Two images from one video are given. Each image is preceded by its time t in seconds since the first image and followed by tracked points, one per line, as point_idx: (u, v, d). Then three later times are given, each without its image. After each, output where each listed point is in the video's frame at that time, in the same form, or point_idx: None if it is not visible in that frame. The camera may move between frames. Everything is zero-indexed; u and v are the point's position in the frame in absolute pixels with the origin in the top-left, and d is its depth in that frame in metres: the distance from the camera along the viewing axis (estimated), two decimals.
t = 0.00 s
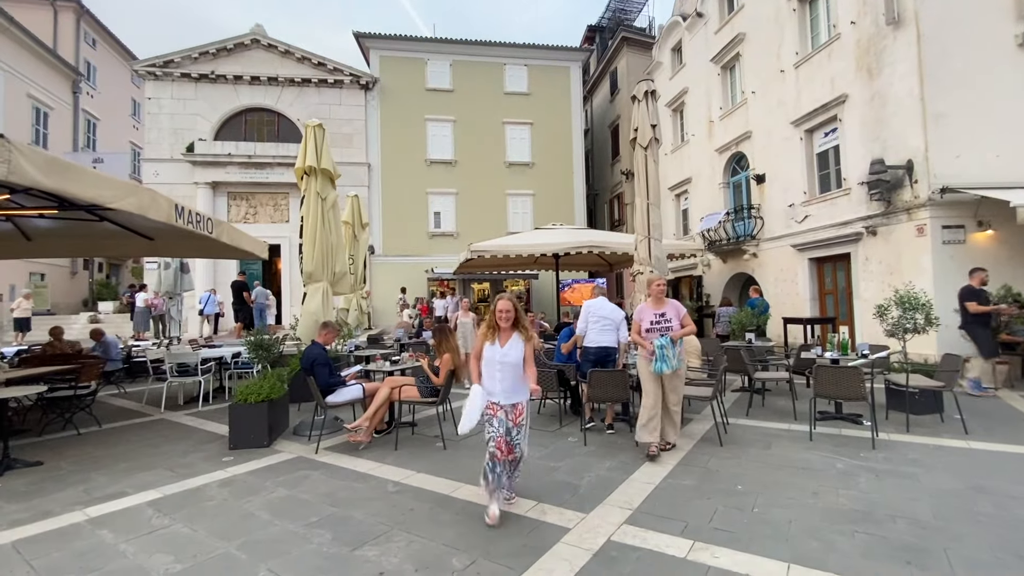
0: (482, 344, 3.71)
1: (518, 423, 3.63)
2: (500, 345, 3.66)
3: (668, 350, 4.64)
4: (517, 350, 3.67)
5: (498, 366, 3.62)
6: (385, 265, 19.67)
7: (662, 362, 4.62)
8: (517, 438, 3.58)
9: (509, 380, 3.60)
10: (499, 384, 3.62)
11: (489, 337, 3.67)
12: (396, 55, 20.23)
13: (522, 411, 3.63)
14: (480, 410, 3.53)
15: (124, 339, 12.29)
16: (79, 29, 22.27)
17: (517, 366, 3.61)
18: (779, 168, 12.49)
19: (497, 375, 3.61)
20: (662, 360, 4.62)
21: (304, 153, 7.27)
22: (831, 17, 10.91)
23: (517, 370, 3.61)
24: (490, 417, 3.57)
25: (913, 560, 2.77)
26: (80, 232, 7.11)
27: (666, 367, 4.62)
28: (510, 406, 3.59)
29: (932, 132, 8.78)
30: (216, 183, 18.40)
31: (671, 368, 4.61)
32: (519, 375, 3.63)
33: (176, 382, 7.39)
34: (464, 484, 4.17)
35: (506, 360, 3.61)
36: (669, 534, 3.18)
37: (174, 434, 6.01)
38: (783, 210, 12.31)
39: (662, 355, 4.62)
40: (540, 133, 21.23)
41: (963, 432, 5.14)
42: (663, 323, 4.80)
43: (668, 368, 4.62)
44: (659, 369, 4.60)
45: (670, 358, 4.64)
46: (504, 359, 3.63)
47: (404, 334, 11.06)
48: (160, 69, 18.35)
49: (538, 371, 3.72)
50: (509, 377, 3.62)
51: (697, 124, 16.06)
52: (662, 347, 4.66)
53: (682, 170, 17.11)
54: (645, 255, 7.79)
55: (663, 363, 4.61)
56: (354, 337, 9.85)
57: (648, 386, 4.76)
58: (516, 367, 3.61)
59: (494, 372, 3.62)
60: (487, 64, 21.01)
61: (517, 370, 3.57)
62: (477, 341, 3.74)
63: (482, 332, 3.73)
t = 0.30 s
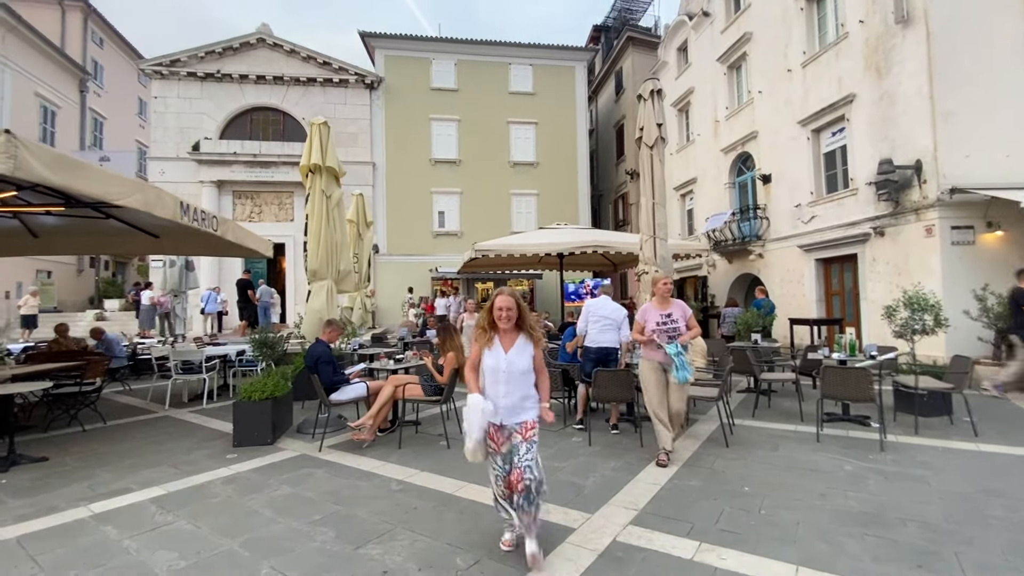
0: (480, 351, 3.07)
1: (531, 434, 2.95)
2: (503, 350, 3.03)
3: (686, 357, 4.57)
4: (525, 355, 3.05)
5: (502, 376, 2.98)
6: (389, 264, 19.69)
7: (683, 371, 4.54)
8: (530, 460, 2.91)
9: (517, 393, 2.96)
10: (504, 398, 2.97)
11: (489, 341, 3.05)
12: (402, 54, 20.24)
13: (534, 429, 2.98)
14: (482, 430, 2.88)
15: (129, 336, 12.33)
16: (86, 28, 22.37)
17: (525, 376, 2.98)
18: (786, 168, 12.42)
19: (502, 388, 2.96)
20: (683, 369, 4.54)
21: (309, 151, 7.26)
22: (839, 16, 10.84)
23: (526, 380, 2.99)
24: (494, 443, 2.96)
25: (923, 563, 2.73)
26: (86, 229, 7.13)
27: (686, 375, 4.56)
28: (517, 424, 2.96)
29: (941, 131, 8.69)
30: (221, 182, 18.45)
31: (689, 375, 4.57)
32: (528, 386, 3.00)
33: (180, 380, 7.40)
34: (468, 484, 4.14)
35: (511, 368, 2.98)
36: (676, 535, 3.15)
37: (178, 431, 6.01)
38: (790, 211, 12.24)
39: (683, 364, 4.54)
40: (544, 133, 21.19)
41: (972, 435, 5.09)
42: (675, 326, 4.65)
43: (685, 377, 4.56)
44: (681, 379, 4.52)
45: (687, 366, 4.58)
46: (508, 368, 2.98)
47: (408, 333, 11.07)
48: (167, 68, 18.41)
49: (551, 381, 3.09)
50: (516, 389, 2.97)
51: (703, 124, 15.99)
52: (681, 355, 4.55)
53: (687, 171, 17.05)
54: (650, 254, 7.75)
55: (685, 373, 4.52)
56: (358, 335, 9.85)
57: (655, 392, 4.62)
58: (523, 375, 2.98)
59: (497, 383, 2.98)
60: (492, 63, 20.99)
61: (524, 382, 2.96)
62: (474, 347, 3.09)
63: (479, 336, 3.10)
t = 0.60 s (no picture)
0: (484, 362, 2.46)
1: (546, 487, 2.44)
2: (514, 361, 2.43)
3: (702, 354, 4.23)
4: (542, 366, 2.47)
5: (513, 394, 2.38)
6: (396, 260, 19.74)
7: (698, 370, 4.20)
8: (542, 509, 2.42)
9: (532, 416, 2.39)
10: (515, 422, 2.38)
11: (495, 348, 2.46)
12: (409, 51, 20.24)
13: (551, 462, 2.43)
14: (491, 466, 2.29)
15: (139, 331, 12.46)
16: (96, 25, 22.51)
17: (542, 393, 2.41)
18: (796, 165, 12.32)
19: (513, 410, 2.37)
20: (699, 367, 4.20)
21: (318, 147, 7.27)
22: (851, 11, 10.72)
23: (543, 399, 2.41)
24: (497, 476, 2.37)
25: (935, 563, 2.71)
26: (96, 225, 7.19)
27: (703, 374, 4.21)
28: (531, 457, 2.37)
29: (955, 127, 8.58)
30: (230, 178, 18.55)
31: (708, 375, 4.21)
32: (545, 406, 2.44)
33: (190, 374, 7.46)
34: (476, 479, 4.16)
35: (524, 384, 2.39)
36: (684, 532, 3.14)
37: (188, 425, 6.07)
38: (799, 208, 12.13)
39: (696, 361, 4.20)
40: (552, 129, 21.12)
41: (985, 434, 5.04)
42: (691, 322, 4.36)
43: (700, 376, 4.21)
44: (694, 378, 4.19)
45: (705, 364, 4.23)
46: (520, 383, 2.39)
47: (415, 329, 11.09)
48: (176, 65, 18.50)
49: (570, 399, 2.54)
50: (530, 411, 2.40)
51: (712, 120, 15.89)
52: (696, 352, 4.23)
53: (696, 168, 16.96)
54: (658, 251, 7.70)
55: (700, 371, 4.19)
56: (365, 331, 9.89)
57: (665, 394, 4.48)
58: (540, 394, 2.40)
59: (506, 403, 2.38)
60: (500, 60, 20.93)
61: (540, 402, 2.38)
62: (476, 356, 2.48)
63: (483, 342, 2.48)
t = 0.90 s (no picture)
0: (466, 373, 1.88)
1: (554, 547, 1.80)
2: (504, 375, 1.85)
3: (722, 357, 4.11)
4: (544, 379, 1.87)
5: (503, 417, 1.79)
6: (400, 258, 19.77)
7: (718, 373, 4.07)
8: None
9: (531, 447, 1.78)
10: (510, 456, 1.77)
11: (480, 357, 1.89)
12: (413, 48, 20.21)
13: (561, 510, 1.83)
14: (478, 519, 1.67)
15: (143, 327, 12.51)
16: (101, 22, 22.55)
17: (545, 417, 1.81)
18: (801, 163, 12.25)
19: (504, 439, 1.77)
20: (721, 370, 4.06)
21: (321, 144, 7.27)
22: (858, 7, 10.64)
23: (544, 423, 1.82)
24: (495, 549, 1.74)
25: (941, 563, 2.69)
26: (101, 222, 7.22)
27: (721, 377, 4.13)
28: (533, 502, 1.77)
29: (963, 125, 8.50)
30: (234, 175, 18.59)
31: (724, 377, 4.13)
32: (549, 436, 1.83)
33: (194, 371, 7.49)
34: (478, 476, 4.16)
35: (520, 403, 1.80)
36: (687, 531, 3.12)
37: (192, 421, 6.09)
38: (804, 206, 12.08)
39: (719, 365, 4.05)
40: (556, 126, 21.07)
41: (990, 434, 5.01)
42: (709, 324, 4.18)
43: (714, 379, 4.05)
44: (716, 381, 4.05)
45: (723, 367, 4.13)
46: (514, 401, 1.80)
47: (418, 326, 11.10)
48: (181, 62, 18.52)
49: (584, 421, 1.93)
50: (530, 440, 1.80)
51: (717, 117, 15.82)
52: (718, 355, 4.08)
53: (700, 165, 16.90)
54: (662, 249, 7.67)
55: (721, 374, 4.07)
56: (368, 329, 9.91)
57: (678, 397, 4.13)
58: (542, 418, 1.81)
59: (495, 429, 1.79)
60: (504, 57, 20.87)
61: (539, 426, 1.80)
62: (457, 366, 1.90)
63: (467, 347, 1.90)
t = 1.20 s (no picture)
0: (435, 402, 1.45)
1: None
2: (481, 404, 1.40)
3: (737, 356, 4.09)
4: (533, 419, 1.34)
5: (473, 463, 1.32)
6: (406, 254, 19.83)
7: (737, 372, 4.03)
8: None
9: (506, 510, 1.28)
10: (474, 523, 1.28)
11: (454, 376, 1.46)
12: (420, 45, 20.21)
13: None
14: None
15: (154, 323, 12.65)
16: (111, 21, 22.72)
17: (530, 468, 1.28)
18: (810, 159, 12.15)
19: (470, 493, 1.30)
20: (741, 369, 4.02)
21: (328, 141, 7.29)
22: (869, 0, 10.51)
23: (530, 476, 1.29)
24: None
25: (949, 561, 2.68)
26: (111, 218, 7.28)
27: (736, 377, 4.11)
28: None
29: (975, 120, 8.39)
30: (242, 172, 18.71)
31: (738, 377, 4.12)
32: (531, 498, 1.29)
33: (203, 366, 7.55)
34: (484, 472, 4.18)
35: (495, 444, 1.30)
36: (694, 528, 3.12)
37: (201, 416, 6.15)
38: (813, 202, 11.98)
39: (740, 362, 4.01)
40: (562, 123, 21.01)
41: (1001, 433, 4.97)
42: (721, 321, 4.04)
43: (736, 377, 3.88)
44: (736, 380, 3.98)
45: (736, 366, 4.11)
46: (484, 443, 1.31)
47: (425, 323, 11.15)
48: (189, 60, 18.61)
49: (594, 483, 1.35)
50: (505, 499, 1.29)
51: (725, 113, 15.71)
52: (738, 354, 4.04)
53: (707, 162, 16.81)
54: (669, 246, 7.63)
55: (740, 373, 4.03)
56: (376, 325, 9.95)
57: (696, 397, 3.93)
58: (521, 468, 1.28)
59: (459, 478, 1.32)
60: (510, 53, 20.81)
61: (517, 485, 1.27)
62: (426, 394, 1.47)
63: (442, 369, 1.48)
